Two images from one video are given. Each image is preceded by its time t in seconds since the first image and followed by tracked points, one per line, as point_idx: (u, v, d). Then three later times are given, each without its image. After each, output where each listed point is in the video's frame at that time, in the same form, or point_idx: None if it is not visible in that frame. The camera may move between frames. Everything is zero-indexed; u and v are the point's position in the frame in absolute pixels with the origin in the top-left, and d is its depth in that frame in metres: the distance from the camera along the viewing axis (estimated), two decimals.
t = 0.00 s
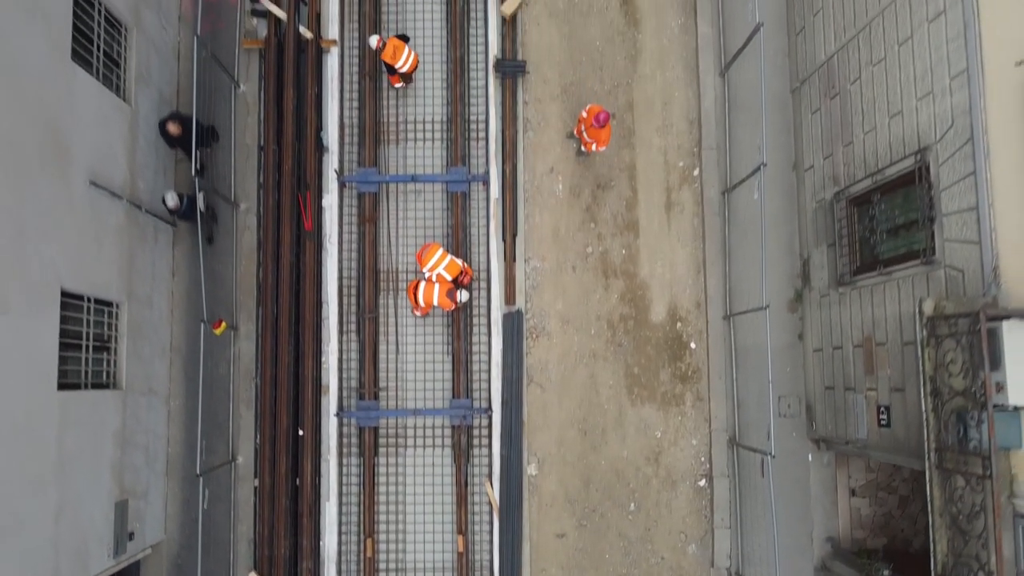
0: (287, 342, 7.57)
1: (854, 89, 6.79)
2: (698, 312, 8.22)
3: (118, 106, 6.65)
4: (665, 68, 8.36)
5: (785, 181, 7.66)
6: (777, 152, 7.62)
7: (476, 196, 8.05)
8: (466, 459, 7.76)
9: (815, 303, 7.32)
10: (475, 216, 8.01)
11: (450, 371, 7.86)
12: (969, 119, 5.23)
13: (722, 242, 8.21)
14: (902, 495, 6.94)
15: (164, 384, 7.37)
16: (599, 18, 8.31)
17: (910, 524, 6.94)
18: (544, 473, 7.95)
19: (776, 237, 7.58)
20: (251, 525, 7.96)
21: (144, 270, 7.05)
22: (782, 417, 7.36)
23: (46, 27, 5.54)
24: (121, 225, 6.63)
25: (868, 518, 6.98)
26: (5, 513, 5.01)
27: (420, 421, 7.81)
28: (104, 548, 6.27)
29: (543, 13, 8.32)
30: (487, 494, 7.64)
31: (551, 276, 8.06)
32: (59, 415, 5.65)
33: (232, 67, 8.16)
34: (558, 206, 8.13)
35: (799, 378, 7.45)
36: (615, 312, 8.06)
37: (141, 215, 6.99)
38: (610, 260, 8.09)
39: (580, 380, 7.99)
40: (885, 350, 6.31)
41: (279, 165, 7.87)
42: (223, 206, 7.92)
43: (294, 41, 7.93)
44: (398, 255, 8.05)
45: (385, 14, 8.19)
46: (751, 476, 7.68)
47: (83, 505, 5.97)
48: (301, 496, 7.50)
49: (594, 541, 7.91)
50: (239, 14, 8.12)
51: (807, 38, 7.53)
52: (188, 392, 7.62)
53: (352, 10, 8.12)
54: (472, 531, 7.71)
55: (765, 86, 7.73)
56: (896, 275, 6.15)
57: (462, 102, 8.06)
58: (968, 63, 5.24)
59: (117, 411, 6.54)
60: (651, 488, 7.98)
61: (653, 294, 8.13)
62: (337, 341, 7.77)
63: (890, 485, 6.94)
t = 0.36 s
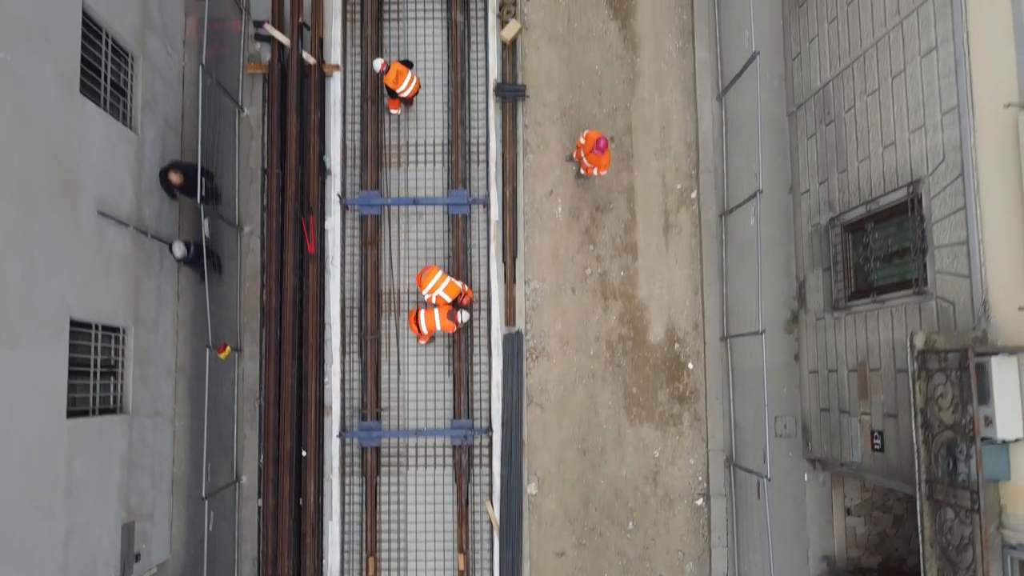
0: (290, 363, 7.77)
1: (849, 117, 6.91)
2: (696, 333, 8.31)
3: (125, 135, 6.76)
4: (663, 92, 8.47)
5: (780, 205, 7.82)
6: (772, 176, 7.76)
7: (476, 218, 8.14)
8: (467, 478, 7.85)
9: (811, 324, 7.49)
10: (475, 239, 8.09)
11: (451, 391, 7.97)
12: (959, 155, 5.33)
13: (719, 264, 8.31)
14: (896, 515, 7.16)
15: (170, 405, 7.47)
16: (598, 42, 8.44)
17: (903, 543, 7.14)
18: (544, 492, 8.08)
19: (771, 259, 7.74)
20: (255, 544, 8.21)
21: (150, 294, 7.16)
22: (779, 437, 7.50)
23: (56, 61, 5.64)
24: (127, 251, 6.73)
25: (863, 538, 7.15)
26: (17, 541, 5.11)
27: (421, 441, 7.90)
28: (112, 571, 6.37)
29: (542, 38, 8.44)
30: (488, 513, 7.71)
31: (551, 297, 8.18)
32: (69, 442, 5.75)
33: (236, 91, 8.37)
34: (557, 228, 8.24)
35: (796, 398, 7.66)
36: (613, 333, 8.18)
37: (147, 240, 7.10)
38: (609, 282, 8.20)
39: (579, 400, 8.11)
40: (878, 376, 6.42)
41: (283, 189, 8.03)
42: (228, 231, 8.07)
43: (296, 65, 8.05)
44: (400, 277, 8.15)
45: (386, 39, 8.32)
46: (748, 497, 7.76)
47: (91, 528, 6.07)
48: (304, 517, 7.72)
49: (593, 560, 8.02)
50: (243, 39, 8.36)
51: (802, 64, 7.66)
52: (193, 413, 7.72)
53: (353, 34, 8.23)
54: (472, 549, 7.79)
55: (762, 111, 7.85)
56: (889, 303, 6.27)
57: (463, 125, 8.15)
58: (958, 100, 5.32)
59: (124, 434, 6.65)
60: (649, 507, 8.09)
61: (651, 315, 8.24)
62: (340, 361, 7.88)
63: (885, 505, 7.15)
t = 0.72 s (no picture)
0: (293, 388, 7.89)
1: (843, 147, 7.02)
2: (693, 356, 8.43)
3: (131, 166, 6.88)
4: (661, 117, 8.58)
5: (777, 232, 7.93)
6: (769, 205, 7.91)
7: (477, 243, 8.25)
8: (467, 500, 7.94)
9: (807, 349, 7.54)
10: (476, 262, 8.21)
11: (452, 414, 8.07)
12: (950, 195, 5.43)
13: (717, 288, 8.41)
14: (891, 536, 7.19)
15: (175, 430, 7.58)
16: (597, 68, 8.55)
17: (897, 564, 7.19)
18: (543, 514, 8.19)
19: (767, 283, 7.85)
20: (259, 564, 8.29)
21: (155, 321, 7.27)
22: (775, 460, 7.60)
23: (65, 100, 5.75)
24: (133, 281, 6.85)
25: (858, 559, 7.16)
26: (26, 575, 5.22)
27: (422, 463, 8.01)
28: None
29: (542, 64, 8.56)
30: (489, 535, 7.73)
31: (550, 321, 8.29)
32: (77, 473, 5.86)
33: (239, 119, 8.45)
34: (556, 253, 8.36)
35: (792, 421, 7.71)
36: (612, 356, 8.29)
37: (152, 268, 7.21)
38: (608, 306, 8.32)
39: (578, 423, 8.22)
40: (872, 405, 6.52)
41: (286, 216, 8.16)
42: (232, 257, 8.17)
43: (300, 92, 8.18)
44: (401, 301, 8.26)
45: (387, 65, 8.43)
46: (744, 521, 7.89)
47: (99, 557, 6.18)
48: (307, 538, 7.85)
49: None
50: (245, 65, 8.44)
51: (799, 90, 7.75)
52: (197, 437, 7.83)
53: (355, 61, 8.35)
54: (473, 571, 7.90)
55: (759, 139, 7.97)
56: (882, 333, 6.36)
57: (463, 151, 8.27)
58: (950, 139, 5.36)
59: (130, 461, 6.76)
60: (647, 529, 8.20)
61: (649, 339, 8.35)
62: (342, 386, 7.99)
63: (880, 526, 7.15)
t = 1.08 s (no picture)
0: (296, 413, 8.05)
1: (838, 178, 7.14)
2: (691, 380, 8.53)
3: (136, 197, 7.00)
4: (659, 143, 8.69)
5: (773, 257, 8.04)
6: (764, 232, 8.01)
7: (477, 268, 8.35)
8: (468, 522, 8.05)
9: (802, 374, 7.69)
10: (476, 287, 8.29)
11: (452, 437, 8.17)
12: (941, 233, 5.55)
13: (714, 312, 8.51)
14: (886, 558, 7.21)
15: (180, 454, 7.69)
16: (596, 95, 8.68)
17: None
18: (542, 535, 8.30)
19: (763, 308, 7.97)
20: None
21: (161, 349, 7.38)
22: (772, 482, 7.71)
23: (72, 138, 5.85)
24: (138, 310, 6.96)
25: None
26: None
27: (423, 486, 8.12)
28: None
29: (542, 90, 8.69)
30: (490, 557, 7.73)
31: (549, 344, 8.41)
32: (85, 503, 5.97)
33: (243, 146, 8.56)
34: (556, 277, 8.47)
35: (787, 444, 7.85)
36: (611, 380, 8.40)
37: (157, 296, 7.33)
38: (606, 330, 8.43)
39: (577, 446, 8.35)
40: (865, 434, 6.63)
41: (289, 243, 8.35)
42: (235, 283, 8.24)
43: (303, 121, 8.34)
44: (402, 325, 8.37)
45: (389, 91, 8.53)
46: (740, 545, 8.00)
47: None
48: (309, 559, 8.03)
49: None
50: (249, 93, 8.59)
51: (795, 118, 7.90)
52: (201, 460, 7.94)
53: (357, 88, 8.45)
54: None
55: (755, 166, 8.08)
56: (876, 364, 6.45)
57: (463, 178, 8.38)
58: (941, 178, 5.53)
59: (136, 488, 6.86)
60: (644, 551, 8.32)
61: (647, 363, 8.46)
62: (343, 408, 7.95)
63: (875, 548, 7.23)
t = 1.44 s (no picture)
0: (298, 435, 8.16)
1: (833, 205, 7.25)
2: (688, 401, 8.61)
3: (141, 224, 7.10)
4: (657, 166, 8.79)
5: (771, 278, 8.34)
6: (762, 254, 8.29)
7: (478, 290, 8.42)
8: (468, 542, 8.15)
9: (798, 396, 7.92)
10: (476, 308, 8.37)
11: (452, 458, 8.26)
12: (933, 267, 5.66)
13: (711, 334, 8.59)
14: None
15: (183, 476, 7.78)
16: (595, 118, 8.79)
17: None
18: (541, 555, 8.40)
19: (760, 332, 8.19)
20: None
21: (165, 372, 7.48)
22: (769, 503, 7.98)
23: (80, 172, 5.95)
24: (144, 337, 7.06)
25: None
26: None
27: (424, 506, 8.20)
28: None
29: (541, 114, 8.80)
30: None
31: (548, 366, 8.52)
32: (91, 530, 6.06)
33: (246, 170, 8.64)
34: (555, 299, 8.58)
35: (784, 463, 8.15)
36: (609, 402, 8.51)
37: (161, 321, 7.42)
38: (605, 352, 8.54)
39: (576, 466, 8.46)
40: (860, 459, 6.71)
41: (292, 265, 8.45)
42: (237, 306, 8.33)
43: (305, 146, 8.46)
44: (403, 346, 8.47)
45: (390, 115, 8.64)
46: (738, 567, 8.00)
47: None
48: None
49: None
50: (252, 116, 8.65)
51: (791, 142, 8.11)
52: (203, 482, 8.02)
53: (359, 112, 8.56)
54: None
55: (751, 191, 8.31)
56: (870, 392, 6.54)
57: (463, 201, 8.48)
58: (932, 214, 5.64)
59: (141, 511, 6.95)
60: (642, 570, 8.42)
61: (645, 385, 8.56)
62: (347, 430, 8.17)
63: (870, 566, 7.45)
